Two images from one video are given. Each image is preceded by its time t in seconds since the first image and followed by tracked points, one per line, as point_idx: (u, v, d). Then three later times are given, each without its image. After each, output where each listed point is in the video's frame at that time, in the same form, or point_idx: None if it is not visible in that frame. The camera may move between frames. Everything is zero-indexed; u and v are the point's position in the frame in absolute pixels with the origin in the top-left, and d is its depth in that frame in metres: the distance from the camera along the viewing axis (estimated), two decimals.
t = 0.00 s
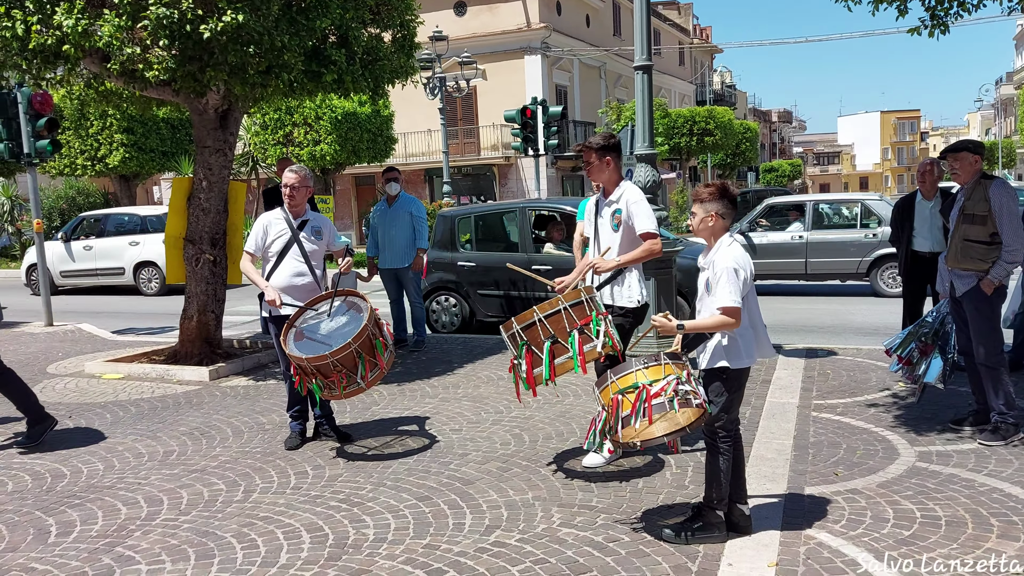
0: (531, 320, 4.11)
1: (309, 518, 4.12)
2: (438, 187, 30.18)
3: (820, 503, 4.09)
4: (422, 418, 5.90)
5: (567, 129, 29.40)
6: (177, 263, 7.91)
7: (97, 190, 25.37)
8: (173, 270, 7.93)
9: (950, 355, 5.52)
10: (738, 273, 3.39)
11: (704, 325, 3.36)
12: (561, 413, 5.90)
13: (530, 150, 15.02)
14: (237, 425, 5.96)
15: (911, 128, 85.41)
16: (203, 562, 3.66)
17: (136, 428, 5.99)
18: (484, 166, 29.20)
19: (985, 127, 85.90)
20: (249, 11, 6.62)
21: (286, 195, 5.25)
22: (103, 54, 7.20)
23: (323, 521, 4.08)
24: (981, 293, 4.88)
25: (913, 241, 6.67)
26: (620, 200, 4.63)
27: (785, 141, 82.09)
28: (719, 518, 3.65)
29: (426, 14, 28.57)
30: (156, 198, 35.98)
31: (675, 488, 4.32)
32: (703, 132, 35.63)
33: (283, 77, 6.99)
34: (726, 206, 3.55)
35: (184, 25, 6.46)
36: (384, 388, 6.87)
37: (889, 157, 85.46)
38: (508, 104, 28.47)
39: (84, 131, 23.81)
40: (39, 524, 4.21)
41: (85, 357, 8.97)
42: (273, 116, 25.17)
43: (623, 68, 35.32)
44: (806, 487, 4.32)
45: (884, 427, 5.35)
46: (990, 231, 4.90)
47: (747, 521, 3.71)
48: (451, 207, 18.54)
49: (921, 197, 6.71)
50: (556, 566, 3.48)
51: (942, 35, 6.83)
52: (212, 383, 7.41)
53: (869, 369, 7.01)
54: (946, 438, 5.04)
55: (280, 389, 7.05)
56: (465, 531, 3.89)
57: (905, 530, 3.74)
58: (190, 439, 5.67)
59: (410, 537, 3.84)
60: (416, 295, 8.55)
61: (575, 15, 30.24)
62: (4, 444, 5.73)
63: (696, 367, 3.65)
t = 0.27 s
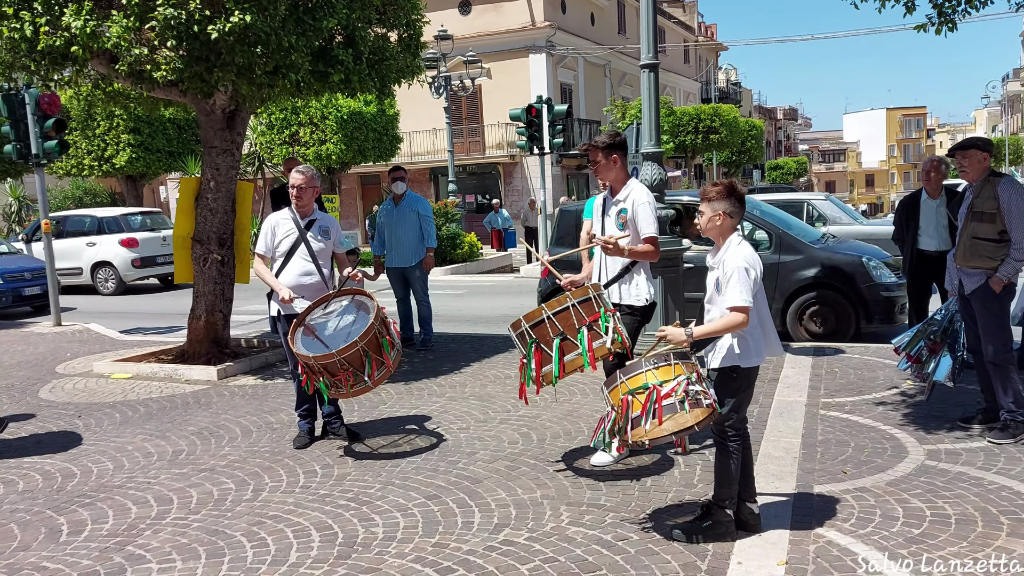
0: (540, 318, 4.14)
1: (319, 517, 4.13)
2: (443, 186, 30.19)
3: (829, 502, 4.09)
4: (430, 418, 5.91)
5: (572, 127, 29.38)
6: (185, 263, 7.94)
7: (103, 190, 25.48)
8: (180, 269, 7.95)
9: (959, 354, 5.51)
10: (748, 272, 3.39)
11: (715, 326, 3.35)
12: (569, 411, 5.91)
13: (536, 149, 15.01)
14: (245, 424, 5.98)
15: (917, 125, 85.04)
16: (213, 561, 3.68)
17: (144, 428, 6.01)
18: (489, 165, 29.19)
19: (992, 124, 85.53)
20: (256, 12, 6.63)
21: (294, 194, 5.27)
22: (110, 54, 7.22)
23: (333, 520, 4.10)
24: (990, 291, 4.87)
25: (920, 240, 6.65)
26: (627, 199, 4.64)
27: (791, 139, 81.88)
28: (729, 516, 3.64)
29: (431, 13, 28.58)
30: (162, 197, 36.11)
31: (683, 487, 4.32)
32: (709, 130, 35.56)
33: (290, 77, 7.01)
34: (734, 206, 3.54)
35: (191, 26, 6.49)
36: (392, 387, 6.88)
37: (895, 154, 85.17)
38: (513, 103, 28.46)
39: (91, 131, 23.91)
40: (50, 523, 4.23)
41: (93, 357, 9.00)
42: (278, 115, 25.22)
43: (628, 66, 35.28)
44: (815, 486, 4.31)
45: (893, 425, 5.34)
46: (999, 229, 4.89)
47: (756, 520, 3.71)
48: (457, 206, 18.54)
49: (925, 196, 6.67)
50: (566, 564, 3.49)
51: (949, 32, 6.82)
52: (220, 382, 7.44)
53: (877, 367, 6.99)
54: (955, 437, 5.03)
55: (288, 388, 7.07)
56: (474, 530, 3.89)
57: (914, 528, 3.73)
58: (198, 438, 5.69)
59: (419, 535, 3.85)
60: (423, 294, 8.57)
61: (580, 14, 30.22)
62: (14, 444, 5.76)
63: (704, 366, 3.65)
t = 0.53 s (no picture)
0: (550, 316, 4.13)
1: (330, 516, 4.14)
2: (448, 185, 30.19)
3: (841, 501, 4.08)
4: (439, 417, 5.91)
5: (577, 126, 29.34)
6: (193, 263, 7.95)
7: (110, 191, 25.56)
8: (189, 270, 7.97)
9: (969, 352, 5.49)
10: (759, 271, 3.38)
11: (726, 323, 3.36)
12: (578, 411, 5.90)
13: (541, 148, 15.00)
14: (255, 424, 5.98)
15: (923, 123, 84.67)
16: (226, 560, 3.69)
17: (155, 428, 6.02)
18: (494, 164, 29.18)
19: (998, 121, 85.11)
20: (264, 12, 6.63)
21: (303, 195, 5.27)
22: (119, 55, 7.24)
23: (344, 519, 4.10)
24: (1001, 289, 4.85)
25: (933, 236, 6.65)
26: (638, 198, 4.63)
27: (796, 137, 81.71)
28: (741, 515, 3.62)
29: (436, 12, 28.60)
30: (168, 197, 36.21)
31: (694, 486, 4.32)
32: (714, 129, 35.47)
33: (298, 77, 7.02)
34: (744, 204, 3.53)
35: (199, 27, 6.51)
36: (400, 387, 6.88)
37: (900, 152, 84.90)
38: (519, 101, 28.45)
39: (98, 131, 23.98)
40: (62, 523, 4.24)
41: (102, 357, 9.02)
42: (284, 115, 25.26)
43: (633, 65, 35.22)
44: (826, 485, 4.30)
45: (904, 424, 5.32)
46: (1010, 227, 4.84)
47: (768, 519, 3.71)
48: (463, 205, 18.53)
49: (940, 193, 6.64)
50: (578, 564, 3.48)
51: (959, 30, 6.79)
52: (229, 382, 7.46)
53: (887, 366, 6.97)
54: (967, 435, 5.01)
55: (297, 388, 7.08)
56: (485, 529, 3.89)
57: (927, 527, 3.72)
58: (208, 438, 5.70)
59: (431, 535, 3.85)
60: (431, 293, 8.57)
61: (585, 12, 30.20)
62: (25, 444, 5.78)
63: (716, 365, 3.64)
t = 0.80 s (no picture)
0: (558, 315, 4.11)
1: (338, 516, 4.14)
2: (452, 185, 30.21)
3: (849, 501, 4.07)
4: (445, 417, 5.91)
5: (581, 126, 29.32)
6: (199, 263, 7.96)
7: (114, 191, 25.63)
8: (194, 270, 7.98)
9: (977, 352, 5.48)
10: (769, 270, 3.38)
11: (737, 322, 3.36)
12: (584, 410, 5.90)
13: (545, 148, 14.99)
14: (261, 424, 5.99)
15: (926, 122, 84.68)
16: (235, 560, 3.69)
17: (161, 427, 6.03)
18: (498, 164, 29.17)
19: (1002, 121, 84.91)
20: (269, 12, 6.64)
21: (309, 194, 5.28)
22: (125, 55, 7.25)
23: (352, 519, 4.10)
24: (1010, 289, 4.85)
25: (944, 235, 6.64)
26: (649, 198, 4.64)
27: (799, 137, 81.60)
28: (750, 516, 3.61)
29: (440, 12, 28.60)
30: (172, 197, 36.29)
31: (702, 486, 4.31)
32: (717, 128, 35.42)
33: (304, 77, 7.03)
34: (753, 203, 3.52)
35: (206, 27, 6.52)
36: (406, 387, 6.88)
37: (904, 152, 84.75)
38: (522, 101, 28.44)
39: (102, 132, 24.04)
40: (71, 522, 4.25)
41: (107, 356, 9.04)
42: (288, 115, 25.28)
43: (636, 65, 35.19)
44: (834, 485, 4.30)
45: (911, 424, 5.31)
46: (1019, 226, 4.81)
47: (777, 519, 3.71)
48: (467, 205, 18.52)
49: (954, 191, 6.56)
50: (587, 564, 3.48)
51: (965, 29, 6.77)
52: (235, 382, 7.47)
53: (893, 366, 6.96)
54: (974, 436, 5.00)
55: (302, 387, 7.08)
56: (494, 529, 3.89)
57: (936, 528, 3.71)
58: (215, 438, 5.70)
59: (439, 535, 3.85)
60: (436, 294, 8.58)
61: (588, 12, 30.18)
62: (32, 443, 5.79)
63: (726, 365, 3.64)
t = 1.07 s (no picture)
0: (561, 314, 4.10)
1: (342, 513, 4.14)
2: (453, 182, 30.19)
3: (853, 499, 4.07)
4: (448, 414, 5.91)
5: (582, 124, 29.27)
6: (200, 261, 7.96)
7: (115, 188, 25.65)
8: (196, 267, 7.98)
9: (981, 349, 5.47)
10: (775, 266, 3.37)
11: (745, 319, 3.36)
12: (587, 408, 5.90)
13: (546, 145, 14.97)
14: (263, 421, 5.99)
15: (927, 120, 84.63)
16: (239, 557, 3.69)
17: (164, 425, 6.03)
18: (498, 162, 29.15)
19: (1003, 118, 84.81)
20: (271, 8, 6.63)
21: (310, 192, 5.27)
22: (126, 52, 7.23)
23: (355, 517, 4.10)
24: (1014, 286, 4.82)
25: (949, 233, 6.65)
26: (651, 196, 4.63)
27: (800, 135, 81.53)
28: (754, 513, 3.61)
29: (441, 9, 28.58)
30: (173, 195, 36.30)
31: (706, 483, 4.31)
32: (718, 126, 35.37)
33: (306, 74, 7.02)
34: (759, 200, 3.52)
35: (208, 24, 6.52)
36: (408, 384, 6.88)
37: (904, 149, 84.68)
38: (523, 99, 28.41)
39: (103, 129, 24.04)
40: (74, 519, 4.26)
41: (109, 354, 9.04)
42: (289, 113, 25.26)
43: (637, 62, 35.15)
44: (838, 483, 4.29)
45: (914, 421, 5.31)
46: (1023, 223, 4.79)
47: (781, 517, 3.71)
48: (468, 203, 18.51)
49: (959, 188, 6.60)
50: (591, 561, 3.48)
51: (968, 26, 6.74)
52: (237, 379, 7.46)
53: (896, 363, 6.96)
54: (978, 433, 4.99)
55: (305, 385, 7.08)
56: (497, 526, 3.89)
57: (941, 525, 3.71)
58: (218, 435, 5.70)
59: (443, 532, 3.85)
60: (438, 292, 8.56)
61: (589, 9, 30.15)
62: (34, 441, 5.79)
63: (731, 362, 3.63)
